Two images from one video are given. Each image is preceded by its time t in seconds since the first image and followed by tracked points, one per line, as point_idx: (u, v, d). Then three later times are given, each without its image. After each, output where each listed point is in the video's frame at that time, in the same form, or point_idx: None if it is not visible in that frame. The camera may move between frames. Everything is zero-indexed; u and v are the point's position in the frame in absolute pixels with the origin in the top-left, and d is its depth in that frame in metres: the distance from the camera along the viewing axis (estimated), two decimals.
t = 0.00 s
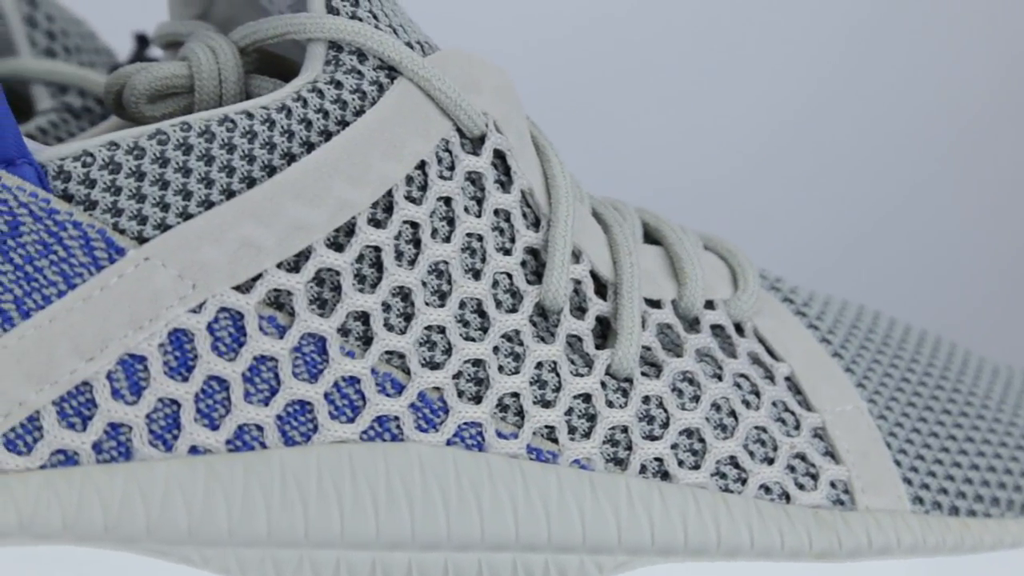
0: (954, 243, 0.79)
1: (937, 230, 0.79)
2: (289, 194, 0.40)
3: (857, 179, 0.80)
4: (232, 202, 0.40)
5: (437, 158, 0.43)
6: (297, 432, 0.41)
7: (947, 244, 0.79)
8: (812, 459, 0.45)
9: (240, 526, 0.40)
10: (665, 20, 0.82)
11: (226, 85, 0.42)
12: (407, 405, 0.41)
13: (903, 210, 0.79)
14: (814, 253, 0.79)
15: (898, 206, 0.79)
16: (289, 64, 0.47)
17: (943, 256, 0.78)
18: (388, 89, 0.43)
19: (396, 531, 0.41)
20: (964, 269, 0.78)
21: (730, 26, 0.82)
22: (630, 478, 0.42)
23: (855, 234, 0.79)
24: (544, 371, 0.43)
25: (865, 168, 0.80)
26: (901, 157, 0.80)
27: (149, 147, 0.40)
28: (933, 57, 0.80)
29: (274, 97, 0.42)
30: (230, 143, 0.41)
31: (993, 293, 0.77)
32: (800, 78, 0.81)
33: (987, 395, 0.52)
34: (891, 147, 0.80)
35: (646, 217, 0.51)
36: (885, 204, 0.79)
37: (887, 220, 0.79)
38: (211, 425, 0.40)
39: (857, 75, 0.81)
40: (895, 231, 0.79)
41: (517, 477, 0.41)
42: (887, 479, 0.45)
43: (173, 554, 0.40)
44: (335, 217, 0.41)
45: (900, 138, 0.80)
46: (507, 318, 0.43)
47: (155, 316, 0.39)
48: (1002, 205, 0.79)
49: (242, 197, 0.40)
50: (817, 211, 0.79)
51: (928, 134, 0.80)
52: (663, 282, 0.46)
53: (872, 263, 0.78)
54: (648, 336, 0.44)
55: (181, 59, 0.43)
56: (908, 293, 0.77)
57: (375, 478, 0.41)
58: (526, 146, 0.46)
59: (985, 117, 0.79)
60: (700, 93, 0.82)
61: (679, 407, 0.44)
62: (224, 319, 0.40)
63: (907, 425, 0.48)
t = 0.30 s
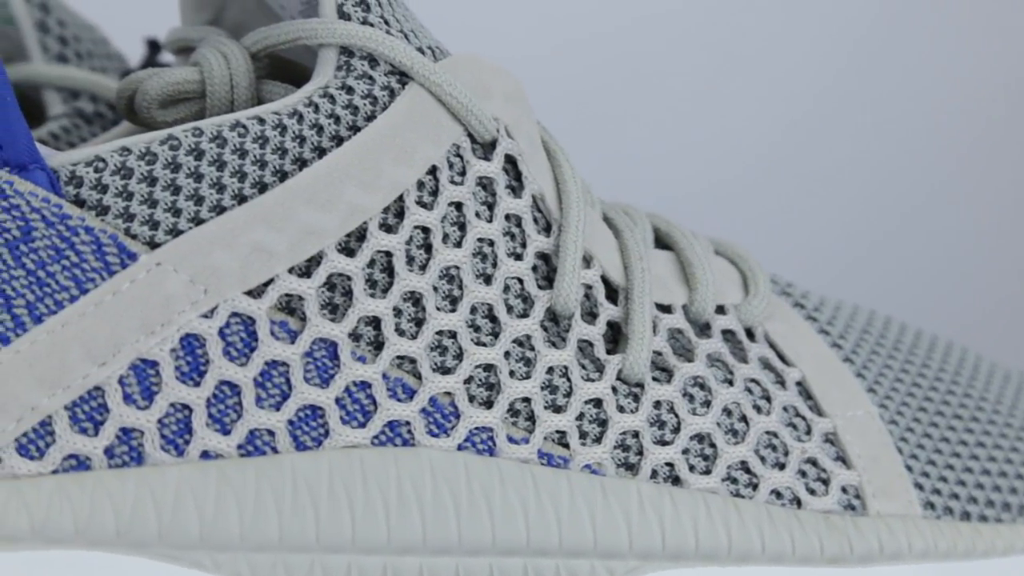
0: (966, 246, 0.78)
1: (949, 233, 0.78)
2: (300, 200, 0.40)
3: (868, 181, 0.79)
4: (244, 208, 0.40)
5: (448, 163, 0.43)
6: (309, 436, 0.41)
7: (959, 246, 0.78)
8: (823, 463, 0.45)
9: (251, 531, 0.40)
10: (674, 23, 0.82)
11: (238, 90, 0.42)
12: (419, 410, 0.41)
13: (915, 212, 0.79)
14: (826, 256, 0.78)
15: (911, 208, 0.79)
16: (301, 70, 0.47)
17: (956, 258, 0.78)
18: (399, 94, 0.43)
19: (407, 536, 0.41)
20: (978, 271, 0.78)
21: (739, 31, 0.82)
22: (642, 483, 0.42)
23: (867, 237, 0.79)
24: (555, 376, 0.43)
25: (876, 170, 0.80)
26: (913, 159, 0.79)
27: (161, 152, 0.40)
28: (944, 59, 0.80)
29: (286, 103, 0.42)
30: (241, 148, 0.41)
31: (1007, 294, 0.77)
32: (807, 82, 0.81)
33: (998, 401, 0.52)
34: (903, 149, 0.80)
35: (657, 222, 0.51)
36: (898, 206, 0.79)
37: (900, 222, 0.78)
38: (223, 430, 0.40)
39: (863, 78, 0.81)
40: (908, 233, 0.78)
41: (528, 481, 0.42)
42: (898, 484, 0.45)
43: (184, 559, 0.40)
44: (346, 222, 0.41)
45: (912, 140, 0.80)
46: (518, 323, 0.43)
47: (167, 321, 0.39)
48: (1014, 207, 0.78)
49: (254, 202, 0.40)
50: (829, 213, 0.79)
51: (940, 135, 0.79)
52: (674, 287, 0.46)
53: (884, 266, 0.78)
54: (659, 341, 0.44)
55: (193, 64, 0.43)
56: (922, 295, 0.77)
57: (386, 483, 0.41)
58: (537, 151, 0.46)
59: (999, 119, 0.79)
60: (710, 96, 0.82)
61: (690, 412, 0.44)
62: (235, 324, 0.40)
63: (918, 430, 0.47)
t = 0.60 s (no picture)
0: (973, 247, 0.79)
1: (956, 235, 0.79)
2: (312, 205, 0.40)
3: (876, 183, 0.80)
4: (256, 213, 0.40)
5: (459, 168, 0.43)
6: (321, 441, 0.41)
7: (966, 248, 0.79)
8: (835, 468, 0.45)
9: (264, 535, 0.40)
10: (682, 21, 0.81)
11: (249, 95, 0.43)
12: (430, 415, 0.41)
13: (919, 212, 0.79)
14: (831, 258, 0.79)
15: (918, 211, 0.79)
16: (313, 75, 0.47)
17: (963, 259, 0.79)
18: (411, 100, 0.43)
19: (419, 540, 0.41)
20: (984, 273, 0.78)
21: (748, 28, 0.81)
22: (653, 488, 0.42)
23: (874, 239, 0.79)
24: (567, 381, 0.43)
25: (884, 171, 0.80)
26: (922, 159, 0.79)
27: (173, 157, 0.40)
28: (955, 57, 0.79)
29: (298, 108, 0.42)
30: (253, 153, 0.41)
31: (1008, 295, 0.78)
32: (816, 80, 0.81)
33: (1010, 406, 0.52)
34: (912, 150, 0.79)
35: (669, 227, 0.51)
36: (905, 208, 0.79)
37: (907, 225, 0.79)
38: (235, 434, 0.40)
39: (874, 77, 0.80)
40: (914, 236, 0.79)
41: (540, 486, 0.41)
42: (910, 489, 0.45)
43: (196, 564, 0.40)
44: (358, 227, 0.41)
45: (921, 140, 0.79)
46: (530, 328, 0.43)
47: (179, 325, 0.39)
48: (1023, 207, 0.79)
49: (266, 207, 0.40)
50: (837, 217, 0.80)
51: (948, 135, 0.79)
52: (686, 292, 0.46)
53: (891, 269, 0.79)
54: (671, 346, 0.45)
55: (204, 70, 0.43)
56: (926, 299, 0.78)
57: (398, 488, 0.41)
58: (548, 157, 0.46)
59: (1010, 118, 0.78)
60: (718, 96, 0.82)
61: (702, 417, 0.44)
62: (247, 329, 0.40)
63: (930, 435, 0.47)
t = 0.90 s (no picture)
0: (990, 247, 0.78)
1: (971, 235, 0.78)
2: (327, 210, 0.40)
3: (889, 184, 0.79)
4: (270, 218, 0.40)
5: (473, 173, 0.44)
6: (335, 446, 0.41)
7: (982, 249, 0.78)
8: (849, 473, 0.45)
9: (278, 540, 0.40)
10: (691, 23, 0.83)
11: (263, 100, 0.43)
12: (444, 419, 0.41)
13: (923, 211, 0.78)
14: (833, 255, 0.78)
15: (932, 211, 0.78)
16: (326, 80, 0.47)
17: (968, 257, 0.78)
18: (424, 104, 0.43)
19: (433, 545, 0.41)
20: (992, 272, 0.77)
21: (757, 34, 0.82)
22: (667, 492, 0.42)
23: (888, 241, 0.78)
24: (580, 386, 0.43)
25: (897, 172, 0.79)
26: (934, 160, 0.79)
27: (188, 162, 0.40)
28: (965, 59, 0.79)
29: (311, 112, 0.42)
30: (267, 158, 0.41)
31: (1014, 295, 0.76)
32: (824, 81, 0.81)
33: None
34: (920, 150, 0.79)
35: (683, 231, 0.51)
36: (919, 209, 0.78)
37: (922, 226, 0.78)
38: (249, 438, 0.40)
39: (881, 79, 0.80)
40: (928, 237, 0.78)
41: (553, 490, 0.41)
42: (924, 494, 0.45)
43: (210, 567, 0.39)
44: (372, 232, 0.41)
45: (932, 141, 0.79)
46: (544, 332, 0.43)
47: (193, 330, 0.39)
48: None
49: (280, 211, 0.40)
50: (850, 218, 0.79)
51: (954, 135, 0.79)
52: (699, 296, 0.47)
53: (906, 271, 0.77)
54: (684, 350, 0.45)
55: (219, 74, 0.43)
56: (942, 301, 0.76)
57: (411, 492, 0.41)
58: (562, 161, 0.46)
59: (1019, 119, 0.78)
60: (728, 100, 0.82)
61: (715, 421, 0.44)
62: (261, 333, 0.40)
63: (944, 440, 0.48)
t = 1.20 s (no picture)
0: (997, 249, 0.78)
1: (979, 237, 0.78)
2: (342, 214, 0.40)
3: (898, 185, 0.79)
4: (285, 222, 0.40)
5: (488, 177, 0.44)
6: (349, 450, 0.41)
7: (987, 251, 0.78)
8: (863, 477, 0.45)
9: (292, 543, 0.40)
10: (701, 23, 0.83)
11: (278, 104, 0.43)
12: (459, 424, 0.41)
13: (925, 210, 0.79)
14: (834, 253, 0.79)
15: (939, 212, 0.78)
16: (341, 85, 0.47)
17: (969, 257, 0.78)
18: (439, 108, 0.43)
19: (447, 549, 0.41)
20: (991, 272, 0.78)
21: (767, 32, 0.82)
22: (681, 497, 0.42)
23: (895, 243, 0.79)
24: (595, 390, 0.43)
25: (906, 172, 0.79)
26: (945, 160, 0.79)
27: (202, 166, 0.40)
28: (977, 58, 0.79)
29: (326, 117, 0.42)
30: (282, 162, 0.41)
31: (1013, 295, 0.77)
32: (833, 79, 0.81)
33: None
34: (925, 149, 0.79)
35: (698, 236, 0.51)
36: (927, 210, 0.79)
37: (929, 228, 0.78)
38: (264, 442, 0.40)
39: (890, 77, 0.80)
40: (935, 238, 0.78)
41: (568, 495, 0.42)
42: (938, 499, 0.45)
43: (224, 571, 0.40)
44: (386, 237, 0.41)
45: (944, 141, 0.79)
46: (558, 337, 0.43)
47: (208, 334, 0.39)
48: None
49: (295, 216, 0.40)
50: (857, 219, 0.79)
51: (959, 135, 0.79)
52: (714, 301, 0.47)
53: (912, 272, 0.78)
54: (699, 355, 0.45)
55: (233, 78, 0.44)
56: (947, 302, 0.77)
57: (426, 496, 0.40)
58: (576, 165, 0.46)
59: None
60: (739, 99, 0.82)
61: (730, 426, 0.44)
62: (276, 337, 0.40)
63: (958, 444, 0.48)
